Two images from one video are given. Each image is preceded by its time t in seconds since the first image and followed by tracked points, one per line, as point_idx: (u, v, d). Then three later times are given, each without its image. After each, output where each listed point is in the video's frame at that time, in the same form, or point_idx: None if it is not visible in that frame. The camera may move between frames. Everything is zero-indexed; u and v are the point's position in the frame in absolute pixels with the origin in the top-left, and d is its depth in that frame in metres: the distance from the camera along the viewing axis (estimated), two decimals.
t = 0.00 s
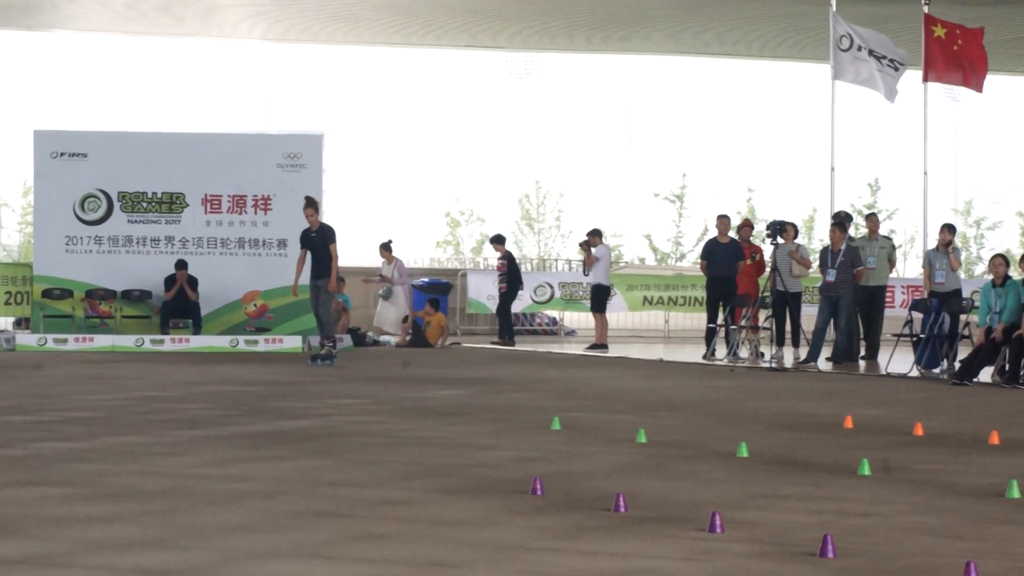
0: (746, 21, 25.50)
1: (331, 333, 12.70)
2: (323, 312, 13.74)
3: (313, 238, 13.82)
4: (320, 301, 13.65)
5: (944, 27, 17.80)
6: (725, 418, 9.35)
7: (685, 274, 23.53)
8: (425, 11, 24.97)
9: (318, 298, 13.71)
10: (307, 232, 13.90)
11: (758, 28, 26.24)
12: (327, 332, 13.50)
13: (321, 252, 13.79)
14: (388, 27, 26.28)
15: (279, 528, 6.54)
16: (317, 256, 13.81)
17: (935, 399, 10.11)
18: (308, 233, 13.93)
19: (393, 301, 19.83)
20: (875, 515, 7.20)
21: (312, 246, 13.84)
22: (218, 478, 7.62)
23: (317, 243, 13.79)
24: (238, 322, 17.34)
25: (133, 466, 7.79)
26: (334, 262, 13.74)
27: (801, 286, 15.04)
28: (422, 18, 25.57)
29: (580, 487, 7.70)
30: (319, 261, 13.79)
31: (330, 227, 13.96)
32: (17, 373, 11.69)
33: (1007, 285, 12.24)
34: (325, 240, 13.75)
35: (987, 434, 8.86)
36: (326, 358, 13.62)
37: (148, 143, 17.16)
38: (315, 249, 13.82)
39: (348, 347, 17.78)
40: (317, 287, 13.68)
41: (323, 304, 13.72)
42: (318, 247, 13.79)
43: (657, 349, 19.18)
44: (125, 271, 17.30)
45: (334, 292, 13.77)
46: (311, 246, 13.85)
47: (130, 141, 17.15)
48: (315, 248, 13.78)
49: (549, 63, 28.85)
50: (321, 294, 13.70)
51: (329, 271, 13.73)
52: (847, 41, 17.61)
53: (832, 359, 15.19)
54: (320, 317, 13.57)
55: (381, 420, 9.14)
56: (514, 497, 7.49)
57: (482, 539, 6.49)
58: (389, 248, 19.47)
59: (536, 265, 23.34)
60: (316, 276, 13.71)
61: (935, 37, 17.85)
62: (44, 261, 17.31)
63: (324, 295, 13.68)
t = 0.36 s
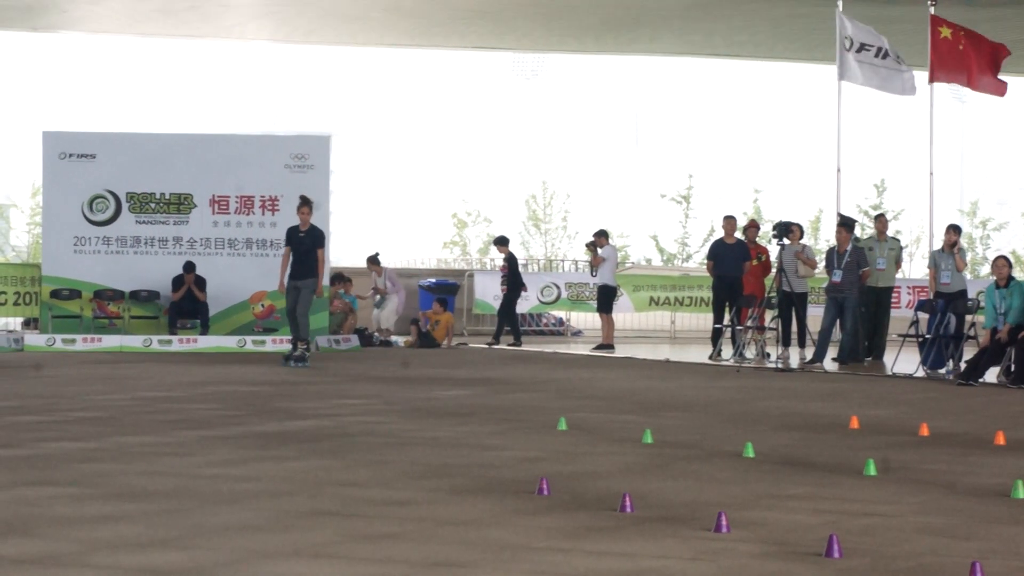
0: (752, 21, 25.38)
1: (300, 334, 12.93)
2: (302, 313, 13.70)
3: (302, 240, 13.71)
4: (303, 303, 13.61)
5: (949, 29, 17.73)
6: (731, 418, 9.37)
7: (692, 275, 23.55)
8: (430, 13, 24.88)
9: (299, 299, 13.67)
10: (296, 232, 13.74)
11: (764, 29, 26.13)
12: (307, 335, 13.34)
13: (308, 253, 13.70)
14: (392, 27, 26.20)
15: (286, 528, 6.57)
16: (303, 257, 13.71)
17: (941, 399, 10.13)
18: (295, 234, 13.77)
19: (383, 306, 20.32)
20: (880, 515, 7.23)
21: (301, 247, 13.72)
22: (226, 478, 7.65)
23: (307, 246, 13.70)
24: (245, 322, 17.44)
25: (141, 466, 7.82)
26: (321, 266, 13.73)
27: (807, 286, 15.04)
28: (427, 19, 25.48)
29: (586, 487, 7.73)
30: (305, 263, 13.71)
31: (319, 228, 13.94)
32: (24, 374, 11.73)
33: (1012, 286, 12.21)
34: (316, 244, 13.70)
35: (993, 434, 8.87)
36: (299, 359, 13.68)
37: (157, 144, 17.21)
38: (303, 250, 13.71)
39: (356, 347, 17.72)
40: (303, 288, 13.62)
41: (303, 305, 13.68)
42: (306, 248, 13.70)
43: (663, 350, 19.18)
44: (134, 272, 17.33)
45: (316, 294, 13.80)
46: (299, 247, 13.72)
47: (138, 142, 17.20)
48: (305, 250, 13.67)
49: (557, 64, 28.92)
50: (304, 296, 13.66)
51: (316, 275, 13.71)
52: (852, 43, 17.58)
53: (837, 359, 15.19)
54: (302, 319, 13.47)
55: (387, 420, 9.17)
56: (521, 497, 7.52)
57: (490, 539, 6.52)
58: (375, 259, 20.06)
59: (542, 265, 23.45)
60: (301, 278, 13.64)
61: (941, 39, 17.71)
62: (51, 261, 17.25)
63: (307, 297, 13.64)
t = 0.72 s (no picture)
0: (752, 21, 25.48)
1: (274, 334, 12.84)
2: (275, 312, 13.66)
3: (282, 238, 13.67)
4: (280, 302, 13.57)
5: (946, 28, 17.79)
6: (730, 418, 9.37)
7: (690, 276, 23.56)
8: (430, 14, 24.96)
9: (274, 297, 13.66)
10: (277, 230, 13.70)
11: (764, 30, 26.23)
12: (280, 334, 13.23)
13: (287, 252, 13.67)
14: (393, 28, 26.28)
15: (283, 529, 6.57)
16: (281, 254, 13.67)
17: (940, 399, 10.14)
18: (276, 231, 13.73)
19: (371, 320, 18.61)
20: (878, 516, 7.23)
21: (281, 245, 13.68)
22: (224, 479, 7.64)
23: (287, 244, 13.67)
24: (244, 322, 17.46)
25: (139, 466, 7.82)
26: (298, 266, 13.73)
27: (805, 286, 15.03)
28: (429, 21, 25.57)
29: (585, 488, 7.72)
30: (283, 261, 13.68)
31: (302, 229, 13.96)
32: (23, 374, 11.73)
33: (1008, 286, 12.18)
34: (296, 243, 13.70)
35: (992, 434, 8.87)
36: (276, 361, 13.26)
37: (155, 144, 17.20)
38: (282, 248, 13.68)
39: (354, 347, 17.92)
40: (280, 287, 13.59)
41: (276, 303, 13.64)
42: (285, 247, 13.67)
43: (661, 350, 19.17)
44: (131, 272, 17.31)
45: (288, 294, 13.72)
46: (278, 244, 13.68)
47: (136, 142, 17.19)
48: (286, 249, 13.64)
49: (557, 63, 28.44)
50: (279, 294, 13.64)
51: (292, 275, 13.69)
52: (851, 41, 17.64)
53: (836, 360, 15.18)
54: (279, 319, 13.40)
55: (386, 420, 9.17)
56: (519, 497, 7.51)
57: (488, 539, 6.51)
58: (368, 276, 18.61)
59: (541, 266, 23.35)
60: (277, 277, 13.61)
61: (938, 39, 17.81)
62: (49, 262, 17.25)
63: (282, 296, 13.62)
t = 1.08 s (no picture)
0: (749, 21, 25.38)
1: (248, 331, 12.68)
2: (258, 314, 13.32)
3: (265, 238, 13.32)
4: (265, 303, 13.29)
5: (944, 28, 17.80)
6: (727, 418, 9.37)
7: (689, 276, 23.53)
8: (428, 13, 24.88)
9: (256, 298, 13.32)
10: (258, 230, 13.33)
11: (763, 29, 26.17)
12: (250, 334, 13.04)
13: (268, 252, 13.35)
14: (392, 27, 26.20)
15: (281, 529, 6.57)
16: (263, 255, 13.33)
17: (938, 399, 10.13)
18: (257, 232, 13.36)
19: (367, 326, 18.52)
20: (877, 516, 7.23)
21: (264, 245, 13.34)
22: (223, 479, 7.65)
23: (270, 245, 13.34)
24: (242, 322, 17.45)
25: (138, 467, 7.82)
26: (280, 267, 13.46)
27: (803, 287, 15.03)
28: (427, 20, 25.47)
29: (583, 488, 7.73)
30: (264, 262, 13.34)
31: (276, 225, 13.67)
32: (21, 374, 11.72)
33: (1007, 286, 12.21)
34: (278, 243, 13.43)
35: (989, 434, 8.86)
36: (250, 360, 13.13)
37: (153, 145, 17.20)
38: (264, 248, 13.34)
39: (352, 347, 17.92)
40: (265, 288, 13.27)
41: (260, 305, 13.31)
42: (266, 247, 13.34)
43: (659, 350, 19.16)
44: (129, 272, 17.31)
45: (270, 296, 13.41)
46: (260, 245, 13.32)
47: (134, 143, 17.19)
48: (269, 249, 13.30)
49: (553, 64, 29.04)
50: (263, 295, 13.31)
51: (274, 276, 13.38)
52: (849, 41, 17.63)
53: (834, 361, 15.15)
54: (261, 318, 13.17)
55: (385, 421, 9.16)
56: (517, 497, 7.51)
57: (486, 540, 6.51)
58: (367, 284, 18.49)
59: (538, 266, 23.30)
60: (261, 277, 13.28)
61: (936, 38, 17.80)
62: (47, 262, 17.26)
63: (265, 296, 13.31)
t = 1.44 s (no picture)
0: (747, 21, 25.45)
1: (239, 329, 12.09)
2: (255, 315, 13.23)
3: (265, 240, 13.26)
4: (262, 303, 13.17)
5: (942, 26, 17.70)
6: (726, 418, 9.35)
7: (687, 276, 23.58)
8: (430, 14, 24.94)
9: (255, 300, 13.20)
10: (251, 232, 13.20)
11: (764, 30, 26.26)
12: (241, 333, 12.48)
13: (262, 254, 13.24)
14: (394, 28, 26.29)
15: (279, 529, 6.56)
16: (257, 257, 13.22)
17: (936, 399, 10.12)
18: (250, 234, 13.22)
19: (365, 325, 18.31)
20: (876, 516, 7.22)
21: (259, 247, 13.22)
22: (221, 479, 7.64)
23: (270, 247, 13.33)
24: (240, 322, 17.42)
25: (136, 467, 7.81)
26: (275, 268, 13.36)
27: (801, 286, 15.01)
28: (430, 20, 25.53)
29: (581, 488, 7.72)
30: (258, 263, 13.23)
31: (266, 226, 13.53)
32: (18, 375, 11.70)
33: (1008, 286, 12.24)
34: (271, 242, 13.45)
35: (988, 434, 8.85)
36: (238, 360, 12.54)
37: (150, 145, 17.18)
38: (258, 249, 13.22)
39: (350, 348, 17.94)
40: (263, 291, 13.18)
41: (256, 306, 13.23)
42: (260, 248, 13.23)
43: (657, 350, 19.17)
44: (126, 272, 17.31)
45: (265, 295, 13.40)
46: (255, 246, 13.20)
47: (131, 143, 17.16)
48: (263, 251, 13.20)
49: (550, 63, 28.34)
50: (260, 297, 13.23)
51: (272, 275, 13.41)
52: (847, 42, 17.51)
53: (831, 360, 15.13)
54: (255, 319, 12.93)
55: (383, 421, 9.15)
56: (515, 498, 7.50)
57: (483, 539, 6.50)
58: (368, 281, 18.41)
59: (536, 266, 23.39)
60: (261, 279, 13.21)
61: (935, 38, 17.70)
62: (45, 262, 17.27)
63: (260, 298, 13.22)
